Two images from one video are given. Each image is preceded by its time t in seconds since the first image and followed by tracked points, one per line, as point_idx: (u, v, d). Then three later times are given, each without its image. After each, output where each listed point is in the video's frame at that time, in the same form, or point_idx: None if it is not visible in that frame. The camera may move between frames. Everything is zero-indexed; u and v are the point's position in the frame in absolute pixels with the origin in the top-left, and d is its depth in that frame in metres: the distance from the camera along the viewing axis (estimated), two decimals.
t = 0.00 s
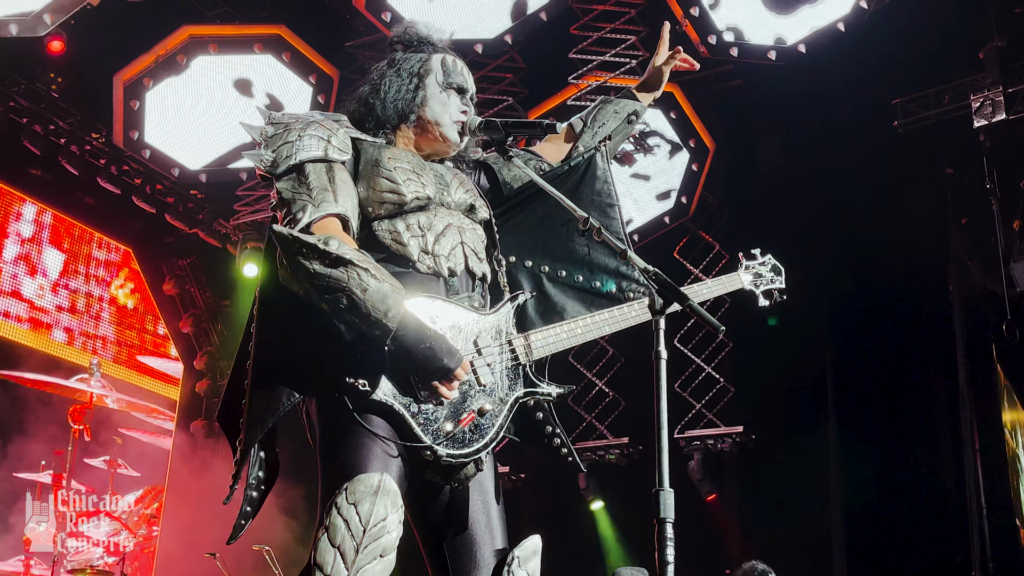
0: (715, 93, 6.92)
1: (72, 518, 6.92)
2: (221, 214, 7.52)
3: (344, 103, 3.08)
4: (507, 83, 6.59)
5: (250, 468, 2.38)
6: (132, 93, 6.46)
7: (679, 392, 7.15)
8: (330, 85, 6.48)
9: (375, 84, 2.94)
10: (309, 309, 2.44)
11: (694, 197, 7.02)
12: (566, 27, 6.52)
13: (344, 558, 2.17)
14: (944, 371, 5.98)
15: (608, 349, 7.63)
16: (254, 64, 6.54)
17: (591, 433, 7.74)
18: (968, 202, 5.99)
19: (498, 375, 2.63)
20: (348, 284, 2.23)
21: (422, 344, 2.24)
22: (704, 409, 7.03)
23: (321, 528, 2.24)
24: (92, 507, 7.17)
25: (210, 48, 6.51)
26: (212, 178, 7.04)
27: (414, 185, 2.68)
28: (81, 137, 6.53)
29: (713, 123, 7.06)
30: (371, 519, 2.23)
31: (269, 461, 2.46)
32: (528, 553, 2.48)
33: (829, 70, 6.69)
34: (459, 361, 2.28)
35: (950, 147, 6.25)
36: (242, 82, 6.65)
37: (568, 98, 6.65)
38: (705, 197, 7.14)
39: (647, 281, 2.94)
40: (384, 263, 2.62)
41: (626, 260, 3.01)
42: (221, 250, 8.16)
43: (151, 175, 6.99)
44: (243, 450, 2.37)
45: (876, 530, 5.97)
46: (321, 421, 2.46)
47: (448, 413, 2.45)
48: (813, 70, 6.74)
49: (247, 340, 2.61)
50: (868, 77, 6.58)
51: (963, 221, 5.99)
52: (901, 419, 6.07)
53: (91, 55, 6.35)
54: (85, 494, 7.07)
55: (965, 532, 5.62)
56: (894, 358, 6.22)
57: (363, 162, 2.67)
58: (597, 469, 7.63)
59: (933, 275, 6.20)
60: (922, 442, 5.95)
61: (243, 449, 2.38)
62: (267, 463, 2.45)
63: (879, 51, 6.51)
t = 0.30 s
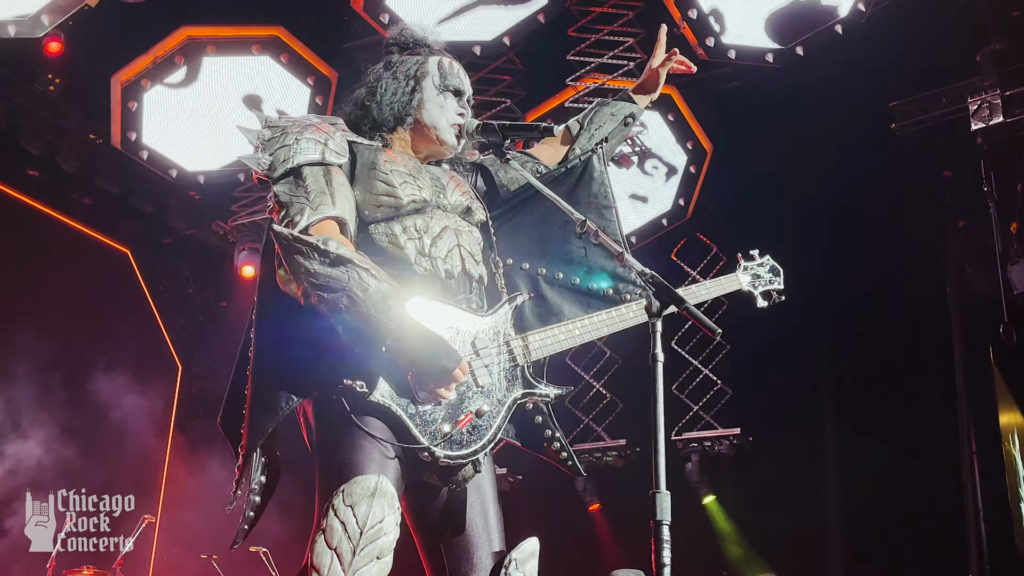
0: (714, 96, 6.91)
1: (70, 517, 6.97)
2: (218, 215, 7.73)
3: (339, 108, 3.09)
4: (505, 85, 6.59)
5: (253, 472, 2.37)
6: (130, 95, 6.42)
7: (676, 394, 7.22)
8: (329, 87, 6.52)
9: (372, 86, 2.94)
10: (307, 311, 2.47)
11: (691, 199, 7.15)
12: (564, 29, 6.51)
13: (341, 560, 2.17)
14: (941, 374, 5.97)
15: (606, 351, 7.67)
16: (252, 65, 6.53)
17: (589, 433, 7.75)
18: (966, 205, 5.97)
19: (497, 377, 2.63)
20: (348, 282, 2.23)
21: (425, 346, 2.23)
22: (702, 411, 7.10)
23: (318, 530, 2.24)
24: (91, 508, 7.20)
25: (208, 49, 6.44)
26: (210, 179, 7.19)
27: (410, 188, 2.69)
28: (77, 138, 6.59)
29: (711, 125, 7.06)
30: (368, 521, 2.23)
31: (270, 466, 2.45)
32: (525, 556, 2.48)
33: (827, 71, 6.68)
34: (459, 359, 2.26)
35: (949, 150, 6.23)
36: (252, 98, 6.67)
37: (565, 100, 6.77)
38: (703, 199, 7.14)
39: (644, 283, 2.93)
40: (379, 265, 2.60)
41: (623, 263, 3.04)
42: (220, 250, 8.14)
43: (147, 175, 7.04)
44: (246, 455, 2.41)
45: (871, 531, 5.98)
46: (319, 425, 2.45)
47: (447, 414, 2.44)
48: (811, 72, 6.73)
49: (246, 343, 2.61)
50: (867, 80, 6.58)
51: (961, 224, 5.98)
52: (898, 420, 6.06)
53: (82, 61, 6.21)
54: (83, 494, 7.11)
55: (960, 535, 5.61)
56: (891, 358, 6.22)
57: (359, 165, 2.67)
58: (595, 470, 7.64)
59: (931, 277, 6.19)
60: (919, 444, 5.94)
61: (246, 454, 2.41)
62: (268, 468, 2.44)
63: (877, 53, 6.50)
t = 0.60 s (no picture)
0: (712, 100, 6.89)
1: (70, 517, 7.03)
2: (216, 216, 7.70)
3: (336, 111, 3.10)
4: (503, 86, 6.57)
5: (249, 476, 2.40)
6: (128, 95, 6.44)
7: (672, 395, 7.12)
8: (327, 89, 6.54)
9: (369, 90, 2.95)
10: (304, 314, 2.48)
11: (689, 200, 7.02)
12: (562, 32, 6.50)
13: (339, 563, 2.17)
14: (938, 377, 5.98)
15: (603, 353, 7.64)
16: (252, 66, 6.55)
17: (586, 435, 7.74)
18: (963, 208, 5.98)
19: (494, 381, 2.64)
20: (338, 291, 2.23)
21: (414, 348, 2.21)
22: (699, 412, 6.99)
23: (315, 533, 2.24)
24: (91, 508, 7.21)
25: (206, 50, 6.44)
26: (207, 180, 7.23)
27: (406, 191, 2.69)
28: (75, 138, 6.57)
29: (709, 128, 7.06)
30: (366, 524, 2.23)
31: (267, 470, 2.48)
32: (523, 558, 2.48)
33: (824, 73, 6.69)
34: (453, 361, 2.23)
35: (947, 153, 6.24)
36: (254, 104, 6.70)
37: (563, 102, 6.78)
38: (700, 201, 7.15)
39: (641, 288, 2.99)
40: (375, 270, 2.60)
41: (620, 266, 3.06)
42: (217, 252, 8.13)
43: (145, 176, 7.03)
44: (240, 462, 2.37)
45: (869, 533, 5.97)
46: (317, 429, 2.45)
47: (442, 418, 2.45)
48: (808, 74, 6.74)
49: (243, 347, 2.62)
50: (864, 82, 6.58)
51: (957, 226, 6.03)
52: (895, 422, 6.07)
53: (80, 62, 6.20)
54: (83, 495, 7.15)
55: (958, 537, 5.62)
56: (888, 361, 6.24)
57: (356, 169, 2.67)
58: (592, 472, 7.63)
59: (928, 280, 6.20)
60: (916, 447, 5.95)
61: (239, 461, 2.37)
62: (265, 472, 2.47)
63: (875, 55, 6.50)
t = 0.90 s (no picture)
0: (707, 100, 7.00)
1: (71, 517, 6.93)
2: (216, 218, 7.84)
3: (331, 114, 3.10)
4: (500, 88, 6.52)
5: (242, 483, 2.31)
6: (125, 97, 6.41)
7: (670, 396, 7.13)
8: (324, 90, 6.66)
9: (363, 94, 2.95)
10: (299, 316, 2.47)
11: (686, 201, 6.99)
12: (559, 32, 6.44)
13: (336, 565, 2.16)
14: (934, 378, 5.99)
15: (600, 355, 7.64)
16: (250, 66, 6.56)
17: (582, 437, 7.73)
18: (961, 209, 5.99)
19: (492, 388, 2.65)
20: (340, 295, 2.21)
21: (413, 354, 2.27)
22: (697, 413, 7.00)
23: (313, 536, 2.23)
24: (91, 508, 7.14)
25: (203, 50, 6.42)
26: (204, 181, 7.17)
27: (405, 196, 2.69)
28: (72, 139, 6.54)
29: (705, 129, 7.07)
30: (364, 526, 2.23)
31: (262, 476, 2.39)
32: (519, 559, 2.48)
33: (820, 75, 6.70)
34: (452, 369, 2.32)
35: (943, 155, 6.25)
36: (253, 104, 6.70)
37: (561, 103, 6.77)
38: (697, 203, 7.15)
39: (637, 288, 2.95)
40: (374, 272, 2.61)
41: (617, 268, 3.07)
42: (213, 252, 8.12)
43: (142, 177, 7.01)
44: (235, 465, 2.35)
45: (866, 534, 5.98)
46: (315, 434, 2.45)
47: (438, 423, 2.45)
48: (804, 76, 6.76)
49: (236, 350, 2.61)
50: (860, 84, 6.59)
51: (955, 228, 5.98)
52: (891, 424, 6.08)
53: (82, 63, 6.22)
54: (82, 495, 7.07)
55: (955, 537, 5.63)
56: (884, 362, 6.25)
57: (354, 173, 2.66)
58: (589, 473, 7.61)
59: (924, 281, 6.21)
60: (913, 448, 5.96)
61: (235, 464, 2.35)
62: (259, 479, 2.37)
63: (871, 57, 6.52)
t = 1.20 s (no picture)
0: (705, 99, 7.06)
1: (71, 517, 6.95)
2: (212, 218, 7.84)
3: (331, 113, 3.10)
4: (498, 88, 6.56)
5: (235, 474, 2.37)
6: (123, 97, 6.42)
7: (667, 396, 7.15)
8: (322, 90, 6.62)
9: (369, 93, 2.96)
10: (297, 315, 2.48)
11: (683, 202, 6.97)
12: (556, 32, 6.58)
13: (332, 564, 2.17)
14: (931, 378, 6.01)
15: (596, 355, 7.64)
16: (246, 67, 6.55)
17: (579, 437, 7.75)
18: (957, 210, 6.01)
19: (487, 397, 2.65)
20: (344, 292, 2.23)
21: (412, 359, 2.30)
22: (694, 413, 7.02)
23: (309, 536, 2.23)
24: (91, 508, 7.15)
25: (200, 51, 6.45)
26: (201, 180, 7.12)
27: (406, 197, 2.69)
28: (70, 139, 6.54)
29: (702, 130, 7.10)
30: (360, 526, 2.23)
31: (254, 469, 2.45)
32: (514, 560, 2.51)
33: (817, 76, 6.72)
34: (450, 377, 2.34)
35: (940, 156, 6.28)
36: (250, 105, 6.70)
37: (559, 104, 6.80)
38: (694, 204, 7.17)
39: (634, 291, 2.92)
40: (375, 273, 2.61)
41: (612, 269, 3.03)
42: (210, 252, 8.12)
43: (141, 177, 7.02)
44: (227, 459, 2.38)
45: (862, 534, 6.00)
46: (310, 434, 2.46)
47: (434, 430, 2.46)
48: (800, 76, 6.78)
49: (233, 345, 2.61)
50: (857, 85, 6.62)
51: (952, 228, 6.04)
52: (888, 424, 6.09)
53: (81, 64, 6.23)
54: (82, 495, 7.09)
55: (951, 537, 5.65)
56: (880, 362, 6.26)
57: (357, 173, 2.66)
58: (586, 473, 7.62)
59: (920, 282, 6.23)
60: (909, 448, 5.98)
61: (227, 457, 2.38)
62: (251, 472, 2.44)
63: (867, 58, 6.55)
